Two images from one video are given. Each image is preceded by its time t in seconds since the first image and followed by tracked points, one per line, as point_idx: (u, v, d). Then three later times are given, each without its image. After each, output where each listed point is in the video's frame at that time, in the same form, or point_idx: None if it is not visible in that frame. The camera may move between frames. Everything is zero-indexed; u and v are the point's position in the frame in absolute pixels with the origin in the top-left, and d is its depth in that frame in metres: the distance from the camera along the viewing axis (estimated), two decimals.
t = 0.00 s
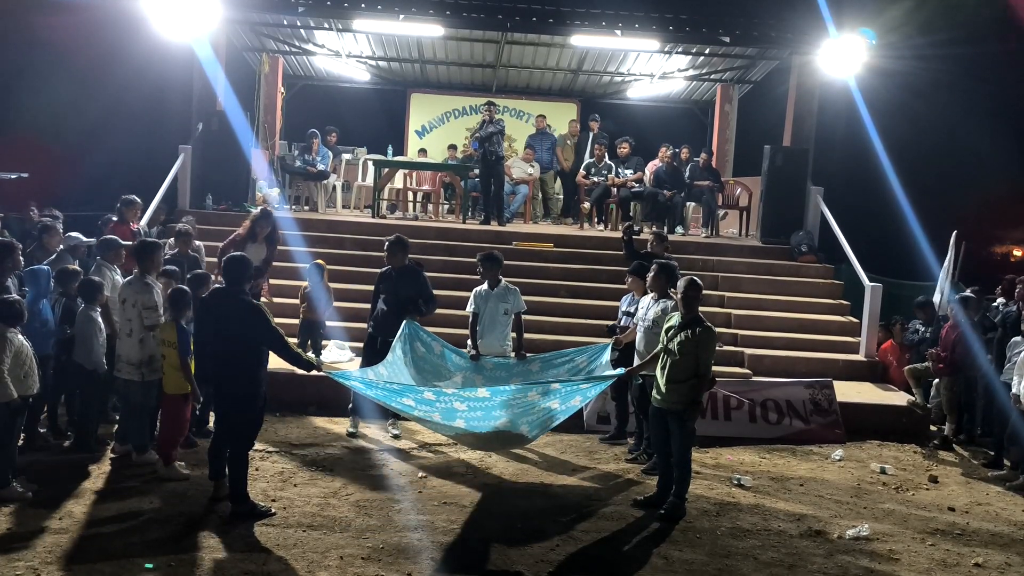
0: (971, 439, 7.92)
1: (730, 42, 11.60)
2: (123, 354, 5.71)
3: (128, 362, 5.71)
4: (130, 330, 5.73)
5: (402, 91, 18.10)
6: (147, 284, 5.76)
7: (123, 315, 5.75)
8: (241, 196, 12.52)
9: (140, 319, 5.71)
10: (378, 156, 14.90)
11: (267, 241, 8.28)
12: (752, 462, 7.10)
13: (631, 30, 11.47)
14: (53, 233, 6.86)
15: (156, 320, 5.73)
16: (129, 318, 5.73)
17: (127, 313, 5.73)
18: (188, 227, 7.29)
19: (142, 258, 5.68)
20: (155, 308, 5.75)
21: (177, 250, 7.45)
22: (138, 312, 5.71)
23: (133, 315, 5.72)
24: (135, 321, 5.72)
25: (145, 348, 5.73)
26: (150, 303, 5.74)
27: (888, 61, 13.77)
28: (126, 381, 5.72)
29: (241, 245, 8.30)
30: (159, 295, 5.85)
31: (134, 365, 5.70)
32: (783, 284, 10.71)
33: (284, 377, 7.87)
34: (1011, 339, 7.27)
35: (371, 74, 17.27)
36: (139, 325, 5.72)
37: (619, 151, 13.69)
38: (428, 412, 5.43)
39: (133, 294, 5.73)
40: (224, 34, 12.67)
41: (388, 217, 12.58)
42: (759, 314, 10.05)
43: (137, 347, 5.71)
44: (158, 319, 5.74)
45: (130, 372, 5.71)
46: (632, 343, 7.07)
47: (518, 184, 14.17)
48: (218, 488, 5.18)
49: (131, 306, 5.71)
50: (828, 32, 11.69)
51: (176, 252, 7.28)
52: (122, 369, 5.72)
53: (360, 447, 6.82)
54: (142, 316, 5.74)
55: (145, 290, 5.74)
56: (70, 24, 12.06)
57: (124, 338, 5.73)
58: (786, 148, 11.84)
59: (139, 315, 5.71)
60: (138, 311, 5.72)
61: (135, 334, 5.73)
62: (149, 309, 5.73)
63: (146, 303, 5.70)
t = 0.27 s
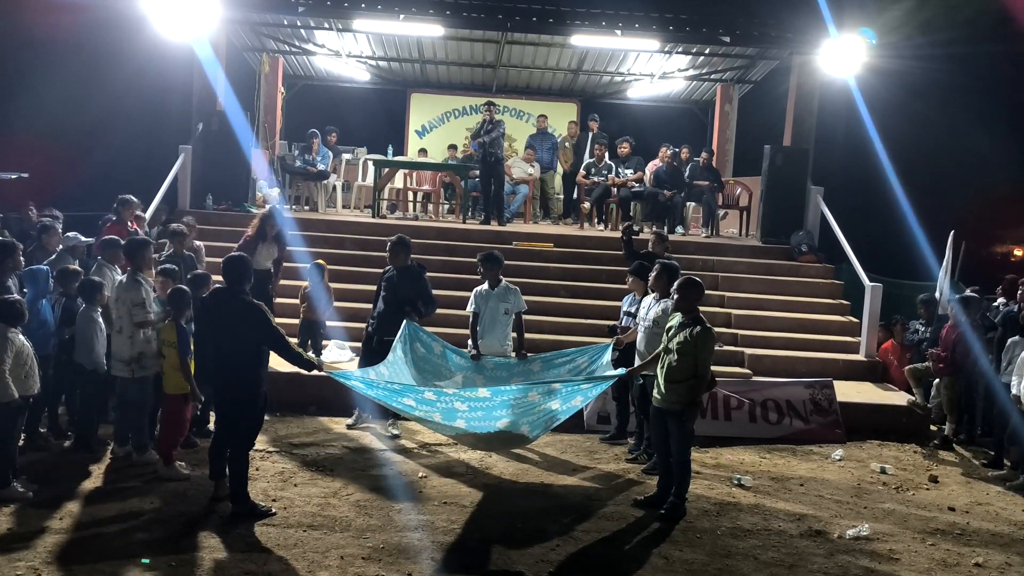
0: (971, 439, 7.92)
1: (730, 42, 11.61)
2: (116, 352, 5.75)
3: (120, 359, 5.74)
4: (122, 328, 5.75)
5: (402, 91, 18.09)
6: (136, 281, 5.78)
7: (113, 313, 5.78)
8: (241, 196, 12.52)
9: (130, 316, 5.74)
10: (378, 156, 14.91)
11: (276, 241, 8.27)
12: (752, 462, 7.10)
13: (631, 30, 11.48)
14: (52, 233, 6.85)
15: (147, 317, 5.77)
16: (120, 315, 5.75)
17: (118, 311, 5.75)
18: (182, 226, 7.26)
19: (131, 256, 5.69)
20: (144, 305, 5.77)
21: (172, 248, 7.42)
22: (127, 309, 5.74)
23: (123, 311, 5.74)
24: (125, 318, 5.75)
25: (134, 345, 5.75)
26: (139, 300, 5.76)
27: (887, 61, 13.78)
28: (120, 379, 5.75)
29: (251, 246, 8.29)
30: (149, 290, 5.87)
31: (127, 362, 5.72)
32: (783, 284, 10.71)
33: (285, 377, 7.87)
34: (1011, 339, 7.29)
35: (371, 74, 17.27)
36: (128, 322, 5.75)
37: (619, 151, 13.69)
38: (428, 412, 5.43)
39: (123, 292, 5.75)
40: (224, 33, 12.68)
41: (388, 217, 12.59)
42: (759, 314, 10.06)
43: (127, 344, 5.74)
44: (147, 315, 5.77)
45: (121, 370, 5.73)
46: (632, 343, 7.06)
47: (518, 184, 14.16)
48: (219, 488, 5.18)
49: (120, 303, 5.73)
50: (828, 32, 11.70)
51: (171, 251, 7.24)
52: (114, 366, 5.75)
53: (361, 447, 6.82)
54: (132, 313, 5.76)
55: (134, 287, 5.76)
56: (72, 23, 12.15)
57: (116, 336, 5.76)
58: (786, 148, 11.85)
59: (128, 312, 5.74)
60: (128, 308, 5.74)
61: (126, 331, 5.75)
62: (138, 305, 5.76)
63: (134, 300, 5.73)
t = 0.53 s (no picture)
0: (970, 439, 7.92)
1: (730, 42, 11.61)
2: (110, 351, 5.76)
3: (114, 358, 5.75)
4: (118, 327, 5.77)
5: (402, 91, 18.08)
6: (133, 281, 5.84)
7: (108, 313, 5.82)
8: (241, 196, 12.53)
9: (124, 315, 5.77)
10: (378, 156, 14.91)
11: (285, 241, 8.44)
12: (752, 462, 7.10)
13: (632, 30, 11.48)
14: (52, 233, 6.84)
15: (142, 316, 5.81)
16: (116, 314, 5.78)
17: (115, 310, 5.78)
18: (180, 225, 7.26)
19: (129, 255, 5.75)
20: (138, 305, 5.80)
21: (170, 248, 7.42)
22: (123, 307, 5.77)
23: (118, 310, 5.78)
24: (119, 317, 5.78)
25: (129, 343, 5.75)
26: (134, 299, 5.80)
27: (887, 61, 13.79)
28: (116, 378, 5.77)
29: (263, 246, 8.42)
30: (146, 290, 5.93)
31: (122, 361, 5.73)
32: (783, 284, 10.72)
33: (285, 377, 7.87)
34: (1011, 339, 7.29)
35: (371, 74, 17.26)
36: (122, 321, 5.78)
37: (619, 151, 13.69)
38: (429, 411, 5.43)
39: (120, 291, 5.81)
40: (224, 33, 12.68)
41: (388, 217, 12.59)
42: (759, 314, 10.06)
43: (121, 342, 5.75)
44: (141, 316, 5.81)
45: (115, 368, 5.74)
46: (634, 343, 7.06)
47: (518, 184, 14.16)
48: (219, 488, 5.18)
49: (115, 302, 5.78)
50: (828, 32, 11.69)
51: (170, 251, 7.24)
52: (109, 365, 5.77)
53: (361, 447, 6.82)
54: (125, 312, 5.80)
55: (131, 286, 5.82)
56: (74, 24, 12.19)
57: (112, 335, 5.78)
58: (786, 148, 11.86)
59: (123, 312, 5.77)
60: (123, 307, 5.78)
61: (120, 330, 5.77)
62: (133, 304, 5.80)
63: (130, 298, 5.78)
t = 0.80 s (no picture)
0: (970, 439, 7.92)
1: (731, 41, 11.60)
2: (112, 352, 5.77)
3: (118, 360, 5.77)
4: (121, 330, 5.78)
5: (402, 90, 18.07)
6: (137, 283, 5.82)
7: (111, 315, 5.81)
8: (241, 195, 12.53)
9: (128, 317, 5.77)
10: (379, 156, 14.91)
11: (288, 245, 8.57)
12: (753, 462, 7.10)
13: (632, 30, 11.47)
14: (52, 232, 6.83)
15: (146, 319, 5.80)
16: (119, 316, 5.77)
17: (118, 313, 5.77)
18: (184, 225, 7.28)
19: (132, 257, 5.73)
20: (144, 306, 5.80)
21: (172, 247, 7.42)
22: (126, 310, 5.76)
23: (122, 312, 5.76)
24: (123, 319, 5.78)
25: (133, 346, 5.78)
26: (139, 301, 5.79)
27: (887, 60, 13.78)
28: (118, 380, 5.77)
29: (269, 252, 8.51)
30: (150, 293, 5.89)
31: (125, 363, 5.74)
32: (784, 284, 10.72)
33: (285, 377, 7.87)
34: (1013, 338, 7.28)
35: (371, 73, 17.25)
36: (127, 323, 5.78)
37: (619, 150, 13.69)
38: (430, 410, 5.44)
39: (123, 292, 5.78)
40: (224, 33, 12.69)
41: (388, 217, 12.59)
42: (759, 314, 10.06)
43: (125, 345, 5.78)
44: (147, 318, 5.81)
45: (119, 371, 5.75)
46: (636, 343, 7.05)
47: (519, 183, 14.12)
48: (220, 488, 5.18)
49: (120, 304, 5.75)
50: (829, 31, 11.68)
51: (173, 251, 7.26)
52: (112, 366, 5.77)
53: (361, 446, 6.82)
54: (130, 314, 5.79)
55: (134, 288, 5.78)
56: (75, 23, 12.18)
57: (114, 337, 5.79)
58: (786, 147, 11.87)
59: (127, 314, 5.77)
60: (127, 309, 5.77)
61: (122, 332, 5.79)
62: (137, 308, 5.79)
63: (136, 301, 5.76)
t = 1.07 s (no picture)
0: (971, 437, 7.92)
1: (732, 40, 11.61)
2: (114, 352, 5.75)
3: (120, 360, 5.72)
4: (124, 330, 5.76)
5: (403, 88, 18.06)
6: (139, 282, 5.79)
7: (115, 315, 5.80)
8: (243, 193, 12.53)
9: (132, 317, 5.75)
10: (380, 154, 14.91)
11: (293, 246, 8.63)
12: (754, 460, 7.10)
13: (633, 27, 11.49)
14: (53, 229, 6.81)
15: (149, 319, 5.79)
16: (123, 316, 5.77)
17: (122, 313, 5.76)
18: (188, 224, 7.30)
19: (137, 257, 5.71)
20: (149, 307, 5.80)
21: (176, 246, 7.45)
22: (130, 311, 5.75)
23: (126, 313, 5.76)
24: (127, 319, 5.77)
25: (136, 346, 5.74)
26: (143, 302, 5.77)
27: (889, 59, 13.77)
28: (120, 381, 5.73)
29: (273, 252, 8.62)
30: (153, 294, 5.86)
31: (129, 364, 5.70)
32: (785, 282, 10.71)
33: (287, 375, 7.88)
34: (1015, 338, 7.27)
35: (373, 71, 17.24)
36: (130, 323, 5.77)
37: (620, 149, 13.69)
38: (431, 407, 5.47)
39: (127, 292, 5.76)
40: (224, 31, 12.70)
41: (390, 215, 12.59)
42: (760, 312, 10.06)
43: (129, 346, 5.73)
44: (151, 318, 5.80)
45: (122, 371, 5.70)
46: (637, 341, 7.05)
47: (520, 181, 14.11)
48: (221, 485, 5.19)
49: (124, 304, 5.75)
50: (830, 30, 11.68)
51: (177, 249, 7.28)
52: (114, 367, 5.74)
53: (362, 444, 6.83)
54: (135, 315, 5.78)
55: (137, 288, 5.76)
56: (75, 20, 12.20)
57: (117, 337, 5.77)
58: (788, 146, 11.87)
59: (131, 315, 5.76)
60: (131, 310, 5.76)
61: (127, 332, 5.76)
62: (141, 307, 5.77)
63: (139, 301, 5.74)
